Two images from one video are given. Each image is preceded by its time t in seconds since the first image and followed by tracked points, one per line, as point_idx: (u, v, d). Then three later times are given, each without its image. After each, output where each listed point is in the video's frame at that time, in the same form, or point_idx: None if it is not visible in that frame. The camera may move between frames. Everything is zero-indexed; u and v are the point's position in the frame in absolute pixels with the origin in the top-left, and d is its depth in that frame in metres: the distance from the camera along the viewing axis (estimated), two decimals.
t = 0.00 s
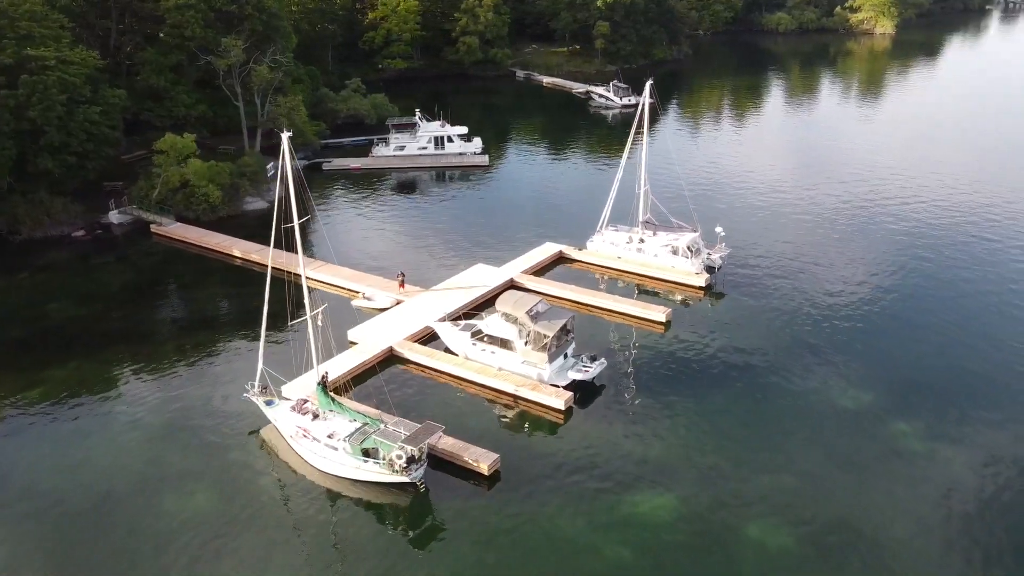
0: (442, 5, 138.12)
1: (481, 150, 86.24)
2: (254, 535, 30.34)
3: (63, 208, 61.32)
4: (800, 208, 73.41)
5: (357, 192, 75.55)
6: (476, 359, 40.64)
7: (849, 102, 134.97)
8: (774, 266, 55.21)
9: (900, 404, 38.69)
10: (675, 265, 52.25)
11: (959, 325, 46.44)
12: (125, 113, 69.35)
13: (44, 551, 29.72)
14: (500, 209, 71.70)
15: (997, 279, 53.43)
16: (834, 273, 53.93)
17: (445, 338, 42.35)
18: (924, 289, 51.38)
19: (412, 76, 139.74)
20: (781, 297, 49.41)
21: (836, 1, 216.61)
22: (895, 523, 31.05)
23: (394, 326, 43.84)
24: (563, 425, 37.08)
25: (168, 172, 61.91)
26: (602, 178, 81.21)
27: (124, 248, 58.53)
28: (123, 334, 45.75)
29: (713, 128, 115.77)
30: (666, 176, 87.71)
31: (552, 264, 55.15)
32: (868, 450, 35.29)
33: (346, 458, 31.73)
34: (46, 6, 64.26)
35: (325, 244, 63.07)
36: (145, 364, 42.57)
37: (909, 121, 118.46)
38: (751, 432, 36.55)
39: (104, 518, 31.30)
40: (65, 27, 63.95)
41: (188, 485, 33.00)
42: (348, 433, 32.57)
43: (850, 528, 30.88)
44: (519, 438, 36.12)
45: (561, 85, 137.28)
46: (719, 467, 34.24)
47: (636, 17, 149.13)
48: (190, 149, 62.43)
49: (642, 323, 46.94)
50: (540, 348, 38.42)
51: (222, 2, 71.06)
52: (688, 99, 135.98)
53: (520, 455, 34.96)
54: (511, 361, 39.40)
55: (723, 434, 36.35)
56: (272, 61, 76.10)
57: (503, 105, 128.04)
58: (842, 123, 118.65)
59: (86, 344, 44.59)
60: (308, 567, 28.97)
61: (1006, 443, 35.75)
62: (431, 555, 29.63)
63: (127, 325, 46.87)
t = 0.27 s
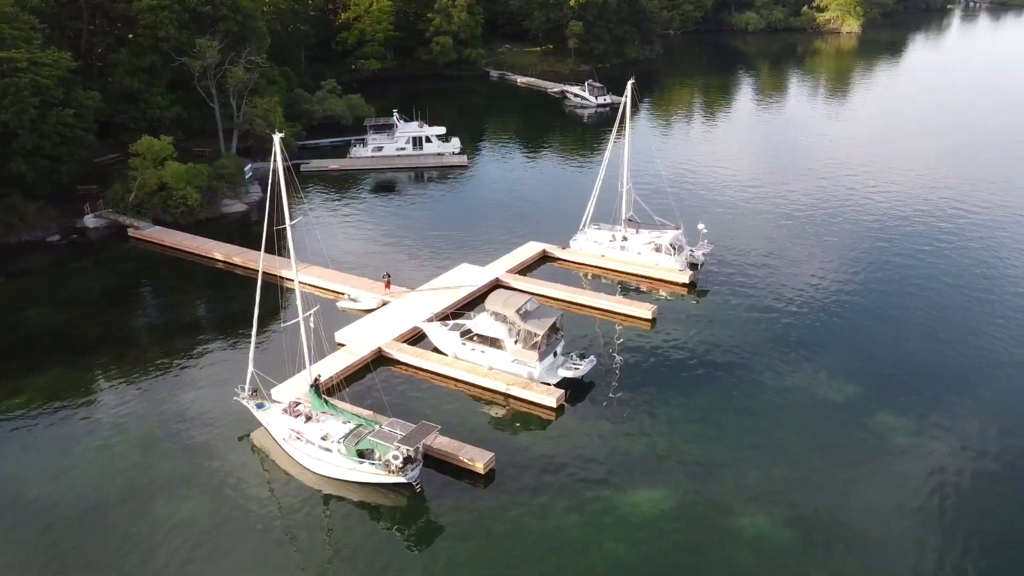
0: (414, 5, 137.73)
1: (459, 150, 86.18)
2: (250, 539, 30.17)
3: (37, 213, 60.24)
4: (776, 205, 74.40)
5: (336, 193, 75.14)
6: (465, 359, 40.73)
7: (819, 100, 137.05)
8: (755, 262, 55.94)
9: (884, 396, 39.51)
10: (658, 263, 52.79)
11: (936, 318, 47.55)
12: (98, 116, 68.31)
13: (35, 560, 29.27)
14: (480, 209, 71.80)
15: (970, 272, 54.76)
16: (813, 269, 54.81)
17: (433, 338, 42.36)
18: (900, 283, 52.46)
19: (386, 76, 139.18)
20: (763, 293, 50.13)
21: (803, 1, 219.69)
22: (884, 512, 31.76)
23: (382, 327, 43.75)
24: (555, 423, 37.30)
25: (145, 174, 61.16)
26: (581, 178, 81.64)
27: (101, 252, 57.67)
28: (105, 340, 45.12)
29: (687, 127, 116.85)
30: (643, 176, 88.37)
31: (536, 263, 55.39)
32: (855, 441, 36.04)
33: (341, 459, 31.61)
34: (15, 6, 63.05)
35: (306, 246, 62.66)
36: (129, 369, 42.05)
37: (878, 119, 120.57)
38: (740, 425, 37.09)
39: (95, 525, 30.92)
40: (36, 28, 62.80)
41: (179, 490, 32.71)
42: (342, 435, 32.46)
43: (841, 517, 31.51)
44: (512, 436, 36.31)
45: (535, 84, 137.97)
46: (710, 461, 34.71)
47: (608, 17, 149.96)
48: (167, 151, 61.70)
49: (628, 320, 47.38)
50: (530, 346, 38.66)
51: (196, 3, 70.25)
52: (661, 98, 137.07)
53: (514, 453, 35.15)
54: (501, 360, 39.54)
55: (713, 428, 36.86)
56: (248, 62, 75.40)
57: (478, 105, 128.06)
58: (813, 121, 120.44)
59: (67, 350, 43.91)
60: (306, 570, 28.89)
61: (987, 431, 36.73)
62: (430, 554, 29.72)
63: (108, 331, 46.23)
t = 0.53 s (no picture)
0: (387, 6, 137.16)
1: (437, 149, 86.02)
2: (247, 542, 30.04)
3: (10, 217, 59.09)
4: (754, 202, 75.27)
5: (314, 195, 74.62)
6: (455, 359, 40.80)
7: (790, 98, 138.89)
8: (736, 259, 56.65)
9: (867, 387, 40.33)
10: (641, 260, 53.25)
11: (914, 310, 48.59)
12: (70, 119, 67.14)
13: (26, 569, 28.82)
14: (459, 209, 71.82)
15: (944, 265, 55.97)
16: (793, 265, 55.62)
17: (422, 338, 42.35)
18: (878, 277, 53.50)
19: (359, 77, 138.44)
20: (745, 288, 50.84)
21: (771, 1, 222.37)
22: (872, 500, 32.48)
23: (370, 328, 43.62)
24: (547, 420, 37.51)
25: (121, 178, 60.36)
26: (559, 177, 81.98)
27: (78, 256, 56.73)
28: (87, 346, 44.46)
29: (662, 125, 117.74)
30: (622, 174, 88.83)
31: (520, 262, 55.53)
32: (841, 432, 36.79)
33: (336, 461, 31.51)
34: None
35: (287, 247, 62.17)
36: (112, 375, 41.52)
37: (848, 116, 122.51)
38: (730, 419, 37.65)
39: (87, 532, 30.55)
40: (6, 29, 61.58)
41: (172, 494, 32.42)
42: (337, 436, 32.36)
43: (830, 506, 32.16)
44: (505, 434, 36.50)
45: (509, 84, 138.47)
46: (702, 454, 35.19)
47: (581, 16, 150.56)
48: (143, 154, 60.97)
49: (615, 317, 47.76)
50: (520, 345, 38.89)
51: (170, 3, 69.35)
52: (634, 97, 137.98)
53: (507, 451, 35.34)
54: (491, 358, 39.67)
55: (702, 422, 37.37)
56: (223, 63, 74.62)
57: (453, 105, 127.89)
58: (785, 119, 122.01)
59: (48, 357, 43.20)
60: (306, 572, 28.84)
61: (967, 419, 37.68)
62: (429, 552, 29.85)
63: (90, 336, 45.56)
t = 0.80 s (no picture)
0: (359, 6, 136.36)
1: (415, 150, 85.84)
2: (244, 547, 29.90)
3: None
4: (731, 201, 76.14)
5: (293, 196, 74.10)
6: (445, 358, 40.86)
7: (761, 96, 140.63)
8: (718, 255, 57.34)
9: (850, 380, 41.16)
10: (625, 258, 53.71)
11: (893, 303, 49.58)
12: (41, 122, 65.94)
13: None
14: (440, 210, 71.76)
15: (920, 259, 57.17)
16: (773, 261, 56.46)
17: (410, 339, 42.33)
18: (856, 272, 54.51)
19: (332, 77, 137.59)
20: (727, 284, 51.50)
21: (740, 1, 224.76)
22: (861, 490, 33.19)
23: (358, 329, 43.52)
24: (539, 417, 37.75)
25: (97, 181, 59.04)
26: (538, 177, 82.25)
27: (54, 261, 55.85)
28: (69, 352, 43.88)
29: (637, 124, 118.56)
30: (600, 173, 89.31)
31: (504, 261, 55.67)
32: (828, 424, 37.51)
33: (331, 462, 31.42)
34: None
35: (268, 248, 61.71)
36: (96, 381, 41.04)
37: (819, 114, 124.35)
38: (718, 413, 38.19)
39: (79, 540, 30.18)
40: None
41: (165, 500, 32.15)
42: (331, 438, 32.26)
43: (821, 498, 32.80)
44: (498, 432, 36.67)
45: (483, 83, 138.62)
46: (693, 448, 35.70)
47: (554, 16, 150.98)
48: (120, 156, 59.68)
49: (601, 314, 48.15)
50: (510, 343, 39.05)
51: (143, 4, 68.36)
52: (608, 96, 138.72)
53: (502, 449, 35.51)
54: (481, 357, 39.80)
55: (693, 417, 37.85)
56: (198, 65, 73.74)
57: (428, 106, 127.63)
58: (757, 117, 123.49)
59: (29, 364, 42.56)
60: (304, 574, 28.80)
61: (949, 408, 38.60)
62: (428, 551, 29.93)
63: (71, 343, 44.95)
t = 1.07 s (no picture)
0: (334, 5, 135.44)
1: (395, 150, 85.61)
2: (245, 549, 29.86)
3: None
4: (711, 199, 76.87)
5: (274, 198, 73.58)
6: (437, 358, 40.90)
7: (735, 95, 142.12)
8: (701, 252, 57.94)
9: (836, 373, 41.92)
10: (611, 256, 54.11)
11: (874, 297, 50.56)
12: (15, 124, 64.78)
13: None
14: (422, 211, 71.69)
15: (897, 254, 58.38)
16: (756, 258, 57.20)
17: (401, 339, 42.32)
18: (836, 268, 55.44)
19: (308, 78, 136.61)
20: (711, 281, 52.17)
21: (711, 0, 226.76)
22: (851, 480, 33.95)
23: (348, 330, 43.41)
24: (533, 415, 37.94)
25: (76, 184, 58.42)
26: (519, 177, 82.49)
27: (32, 266, 54.93)
28: (53, 359, 43.27)
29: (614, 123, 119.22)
30: (579, 172, 89.68)
31: (490, 260, 55.77)
32: (818, 416, 38.24)
33: (329, 463, 31.32)
34: None
35: (251, 250, 61.25)
36: (83, 387, 40.54)
37: (792, 113, 125.97)
38: (709, 408, 38.71)
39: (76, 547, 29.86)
40: None
41: (162, 504, 31.96)
42: (328, 439, 32.16)
43: (813, 488, 33.50)
44: (494, 430, 36.91)
45: (459, 84, 138.37)
46: (686, 443, 36.17)
47: (529, 15, 151.24)
48: (99, 160, 59.23)
49: (589, 312, 48.49)
50: (502, 342, 39.19)
51: (118, 5, 67.38)
52: (585, 95, 139.26)
53: (498, 447, 35.72)
54: (474, 356, 39.91)
55: (686, 412, 38.36)
56: (175, 66, 72.85)
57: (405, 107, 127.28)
58: (732, 115, 124.82)
59: (13, 372, 41.90)
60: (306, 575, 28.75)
61: (933, 399, 39.56)
62: (430, 549, 30.15)
63: (55, 349, 44.32)
